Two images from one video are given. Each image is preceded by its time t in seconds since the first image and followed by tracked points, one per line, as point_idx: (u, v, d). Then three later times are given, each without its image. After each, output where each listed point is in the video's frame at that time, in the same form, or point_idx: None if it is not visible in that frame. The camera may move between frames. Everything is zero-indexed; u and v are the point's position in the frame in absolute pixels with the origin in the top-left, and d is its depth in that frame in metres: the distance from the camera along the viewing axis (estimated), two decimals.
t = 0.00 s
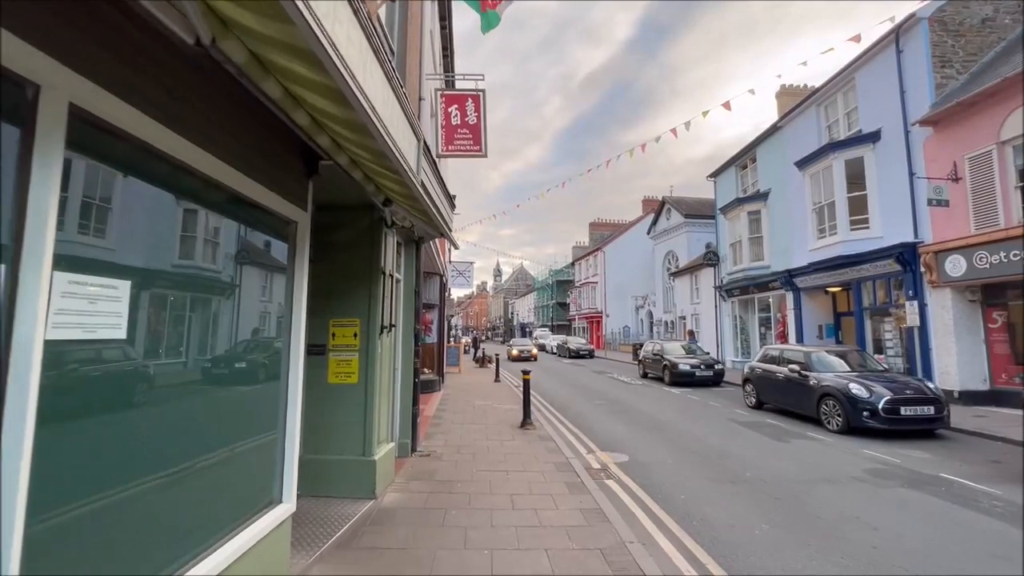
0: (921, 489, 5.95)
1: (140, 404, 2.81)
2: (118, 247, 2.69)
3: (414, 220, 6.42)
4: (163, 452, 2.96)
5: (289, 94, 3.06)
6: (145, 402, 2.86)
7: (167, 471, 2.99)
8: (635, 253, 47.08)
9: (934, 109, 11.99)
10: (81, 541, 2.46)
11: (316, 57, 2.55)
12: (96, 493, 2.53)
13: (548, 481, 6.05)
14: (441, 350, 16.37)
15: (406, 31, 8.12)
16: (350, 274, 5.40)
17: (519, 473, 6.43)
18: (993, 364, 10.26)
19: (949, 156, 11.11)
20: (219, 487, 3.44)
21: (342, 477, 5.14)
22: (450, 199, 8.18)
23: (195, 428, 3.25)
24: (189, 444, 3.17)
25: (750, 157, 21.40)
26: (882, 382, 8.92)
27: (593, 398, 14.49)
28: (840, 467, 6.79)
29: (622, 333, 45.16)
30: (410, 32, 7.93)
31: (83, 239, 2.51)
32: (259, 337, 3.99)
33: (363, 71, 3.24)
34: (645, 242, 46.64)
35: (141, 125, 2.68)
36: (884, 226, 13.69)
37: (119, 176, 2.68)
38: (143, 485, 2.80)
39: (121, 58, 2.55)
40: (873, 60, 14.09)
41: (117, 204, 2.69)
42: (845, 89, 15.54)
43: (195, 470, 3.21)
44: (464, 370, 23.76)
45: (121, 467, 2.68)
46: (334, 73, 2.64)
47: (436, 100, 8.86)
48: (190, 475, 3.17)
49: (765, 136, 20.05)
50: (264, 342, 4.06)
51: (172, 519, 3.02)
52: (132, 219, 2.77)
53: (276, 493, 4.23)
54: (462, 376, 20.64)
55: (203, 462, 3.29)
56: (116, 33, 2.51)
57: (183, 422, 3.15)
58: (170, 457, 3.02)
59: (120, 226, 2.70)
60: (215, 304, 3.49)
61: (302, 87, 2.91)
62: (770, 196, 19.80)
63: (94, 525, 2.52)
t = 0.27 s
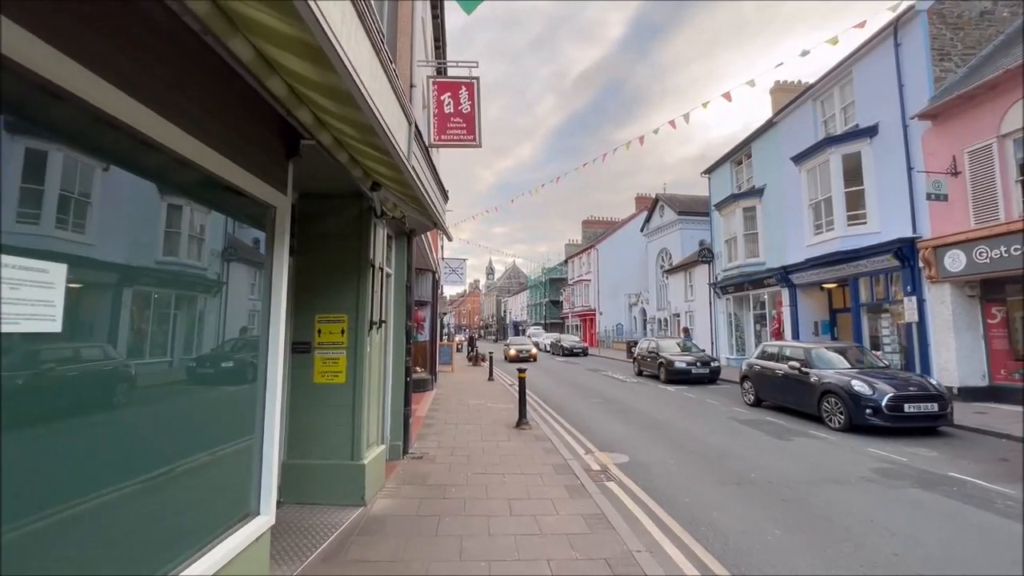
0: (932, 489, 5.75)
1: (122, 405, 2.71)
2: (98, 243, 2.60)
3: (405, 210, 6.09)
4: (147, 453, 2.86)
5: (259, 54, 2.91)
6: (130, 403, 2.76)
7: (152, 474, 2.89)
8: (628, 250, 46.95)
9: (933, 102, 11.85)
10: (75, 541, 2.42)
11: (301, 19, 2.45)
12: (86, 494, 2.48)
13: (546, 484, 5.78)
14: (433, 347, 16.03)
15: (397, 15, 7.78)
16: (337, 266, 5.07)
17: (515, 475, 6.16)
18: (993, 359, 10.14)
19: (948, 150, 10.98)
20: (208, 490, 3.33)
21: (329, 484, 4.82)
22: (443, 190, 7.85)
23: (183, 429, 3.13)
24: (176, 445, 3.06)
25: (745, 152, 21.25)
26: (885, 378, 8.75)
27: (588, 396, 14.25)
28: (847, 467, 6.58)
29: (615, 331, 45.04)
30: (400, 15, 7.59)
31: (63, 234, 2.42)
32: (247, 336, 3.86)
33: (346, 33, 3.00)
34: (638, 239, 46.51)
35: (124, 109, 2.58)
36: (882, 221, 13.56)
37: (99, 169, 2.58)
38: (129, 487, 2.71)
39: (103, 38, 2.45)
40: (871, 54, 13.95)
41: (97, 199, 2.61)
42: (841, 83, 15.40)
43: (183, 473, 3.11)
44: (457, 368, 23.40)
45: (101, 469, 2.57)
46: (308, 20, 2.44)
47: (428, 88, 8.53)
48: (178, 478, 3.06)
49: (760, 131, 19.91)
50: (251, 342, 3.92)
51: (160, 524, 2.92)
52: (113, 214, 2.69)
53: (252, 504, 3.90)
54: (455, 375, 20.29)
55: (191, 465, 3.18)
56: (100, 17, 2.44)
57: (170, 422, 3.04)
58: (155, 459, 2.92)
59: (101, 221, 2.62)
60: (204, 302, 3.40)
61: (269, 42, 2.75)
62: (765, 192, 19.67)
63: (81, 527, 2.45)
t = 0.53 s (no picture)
0: (945, 494, 5.53)
1: (101, 407, 2.52)
2: (81, 240, 2.44)
3: (394, 203, 5.76)
4: (128, 459, 2.68)
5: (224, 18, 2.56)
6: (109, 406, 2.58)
7: (131, 480, 2.71)
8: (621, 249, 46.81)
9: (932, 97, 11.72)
10: (58, 554, 2.27)
11: None
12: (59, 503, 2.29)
13: (545, 492, 5.50)
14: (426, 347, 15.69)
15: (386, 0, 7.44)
16: (322, 262, 4.73)
17: (511, 482, 5.87)
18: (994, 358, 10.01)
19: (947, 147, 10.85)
20: (190, 497, 3.15)
21: (313, 496, 4.51)
22: (436, 184, 7.50)
23: (166, 432, 2.95)
24: (158, 450, 2.88)
25: (741, 149, 21.08)
26: (888, 378, 8.56)
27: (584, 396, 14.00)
28: (855, 470, 6.35)
29: (609, 329, 44.93)
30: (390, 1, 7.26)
31: (40, 231, 2.26)
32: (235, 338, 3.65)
33: None
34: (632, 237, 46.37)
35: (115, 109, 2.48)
36: (880, 219, 13.42)
37: (79, 163, 2.40)
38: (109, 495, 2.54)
39: (96, 36, 2.36)
40: (868, 49, 13.80)
41: (78, 194, 2.43)
42: (839, 78, 15.24)
43: (163, 480, 2.93)
44: (451, 368, 23.06)
45: (79, 476, 2.39)
46: None
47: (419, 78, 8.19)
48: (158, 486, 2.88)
49: (756, 128, 19.74)
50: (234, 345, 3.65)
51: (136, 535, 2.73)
52: (95, 210, 2.52)
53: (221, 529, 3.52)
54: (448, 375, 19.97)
55: (171, 472, 2.99)
56: None
57: (153, 426, 2.86)
58: (135, 465, 2.74)
59: (83, 217, 2.45)
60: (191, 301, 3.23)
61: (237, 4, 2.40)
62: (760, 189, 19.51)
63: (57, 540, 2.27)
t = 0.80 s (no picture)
0: (961, 497, 5.31)
1: (80, 409, 2.28)
2: (60, 235, 2.21)
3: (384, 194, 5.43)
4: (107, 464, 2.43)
5: None
6: (91, 407, 2.34)
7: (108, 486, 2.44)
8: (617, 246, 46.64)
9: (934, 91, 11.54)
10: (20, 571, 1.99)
11: None
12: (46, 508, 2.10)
13: (544, 497, 5.24)
14: (419, 346, 15.37)
15: None
16: (306, 255, 4.43)
17: (509, 487, 5.58)
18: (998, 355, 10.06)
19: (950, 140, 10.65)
20: (161, 507, 2.85)
21: (296, 505, 4.21)
22: (429, 176, 7.18)
23: (150, 432, 2.74)
24: (143, 453, 2.66)
25: (738, 145, 20.88)
26: (893, 376, 8.36)
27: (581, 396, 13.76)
28: (865, 473, 6.12)
29: (604, 327, 44.81)
30: None
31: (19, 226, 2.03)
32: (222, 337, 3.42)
33: None
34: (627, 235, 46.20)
35: (114, 106, 2.39)
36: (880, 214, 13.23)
37: (60, 154, 2.17)
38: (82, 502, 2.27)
39: (92, 34, 2.26)
40: (868, 43, 13.61)
41: (59, 186, 2.20)
42: (838, 73, 15.04)
43: (147, 483, 2.72)
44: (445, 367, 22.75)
45: (54, 482, 2.13)
46: None
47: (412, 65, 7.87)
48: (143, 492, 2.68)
49: (753, 124, 19.55)
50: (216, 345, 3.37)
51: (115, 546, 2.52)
52: (77, 202, 2.29)
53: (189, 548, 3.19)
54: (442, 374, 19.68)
55: (151, 475, 2.76)
56: None
57: (138, 427, 2.64)
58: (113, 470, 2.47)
59: (65, 210, 2.23)
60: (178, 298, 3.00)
61: None
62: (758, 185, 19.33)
63: (39, 554, 2.07)
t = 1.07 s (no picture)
0: (980, 502, 5.07)
1: (62, 409, 2.10)
2: (42, 230, 2.09)
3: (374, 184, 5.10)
4: (87, 467, 2.20)
5: None
6: (73, 407, 2.16)
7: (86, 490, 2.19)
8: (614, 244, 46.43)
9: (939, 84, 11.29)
10: None
11: None
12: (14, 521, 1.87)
13: (543, 504, 4.97)
14: (414, 344, 15.05)
15: None
16: (288, 247, 4.13)
17: (506, 493, 5.31)
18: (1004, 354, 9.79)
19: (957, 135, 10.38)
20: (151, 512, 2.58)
21: (278, 516, 3.91)
22: (424, 168, 6.87)
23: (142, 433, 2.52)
24: (133, 454, 2.44)
25: (737, 141, 20.65)
26: (902, 376, 8.12)
27: (579, 395, 13.49)
28: (877, 476, 5.87)
29: (601, 326, 44.63)
30: None
31: None
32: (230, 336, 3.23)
33: None
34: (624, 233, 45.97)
35: (112, 103, 2.29)
36: (884, 211, 13.00)
37: (39, 146, 2.04)
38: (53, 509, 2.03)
39: (92, 30, 2.18)
40: (871, 37, 13.37)
41: (39, 179, 2.08)
42: (840, 67, 14.80)
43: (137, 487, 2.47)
44: (441, 366, 22.43)
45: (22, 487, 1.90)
46: None
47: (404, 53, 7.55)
48: (143, 497, 2.51)
49: (753, 120, 19.32)
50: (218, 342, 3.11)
51: (109, 556, 2.33)
52: (59, 196, 2.16)
53: None
54: (438, 373, 19.40)
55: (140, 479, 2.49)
56: None
57: (128, 428, 2.43)
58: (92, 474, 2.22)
59: (46, 203, 2.10)
60: (172, 287, 2.74)
61: None
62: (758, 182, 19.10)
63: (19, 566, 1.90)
